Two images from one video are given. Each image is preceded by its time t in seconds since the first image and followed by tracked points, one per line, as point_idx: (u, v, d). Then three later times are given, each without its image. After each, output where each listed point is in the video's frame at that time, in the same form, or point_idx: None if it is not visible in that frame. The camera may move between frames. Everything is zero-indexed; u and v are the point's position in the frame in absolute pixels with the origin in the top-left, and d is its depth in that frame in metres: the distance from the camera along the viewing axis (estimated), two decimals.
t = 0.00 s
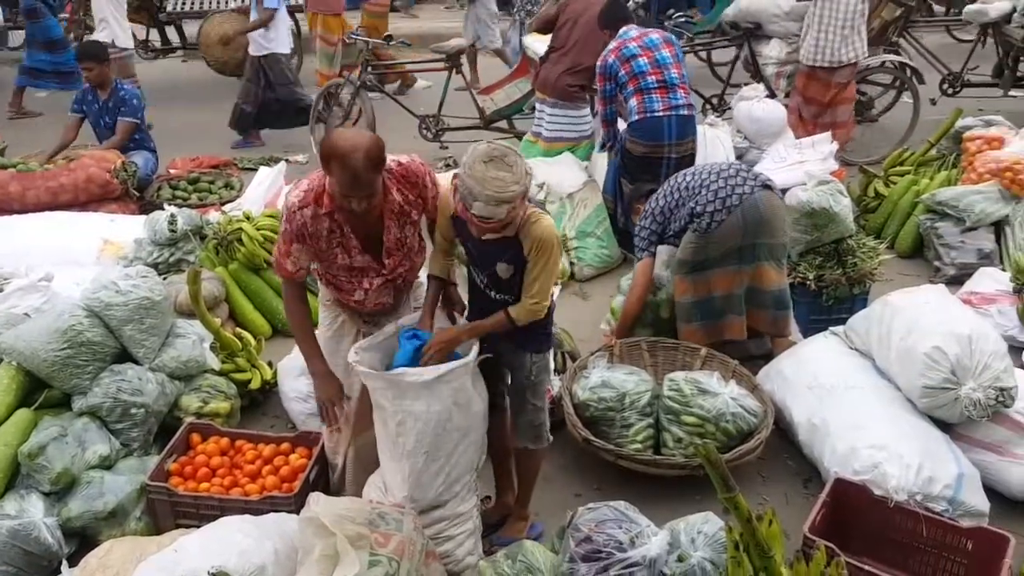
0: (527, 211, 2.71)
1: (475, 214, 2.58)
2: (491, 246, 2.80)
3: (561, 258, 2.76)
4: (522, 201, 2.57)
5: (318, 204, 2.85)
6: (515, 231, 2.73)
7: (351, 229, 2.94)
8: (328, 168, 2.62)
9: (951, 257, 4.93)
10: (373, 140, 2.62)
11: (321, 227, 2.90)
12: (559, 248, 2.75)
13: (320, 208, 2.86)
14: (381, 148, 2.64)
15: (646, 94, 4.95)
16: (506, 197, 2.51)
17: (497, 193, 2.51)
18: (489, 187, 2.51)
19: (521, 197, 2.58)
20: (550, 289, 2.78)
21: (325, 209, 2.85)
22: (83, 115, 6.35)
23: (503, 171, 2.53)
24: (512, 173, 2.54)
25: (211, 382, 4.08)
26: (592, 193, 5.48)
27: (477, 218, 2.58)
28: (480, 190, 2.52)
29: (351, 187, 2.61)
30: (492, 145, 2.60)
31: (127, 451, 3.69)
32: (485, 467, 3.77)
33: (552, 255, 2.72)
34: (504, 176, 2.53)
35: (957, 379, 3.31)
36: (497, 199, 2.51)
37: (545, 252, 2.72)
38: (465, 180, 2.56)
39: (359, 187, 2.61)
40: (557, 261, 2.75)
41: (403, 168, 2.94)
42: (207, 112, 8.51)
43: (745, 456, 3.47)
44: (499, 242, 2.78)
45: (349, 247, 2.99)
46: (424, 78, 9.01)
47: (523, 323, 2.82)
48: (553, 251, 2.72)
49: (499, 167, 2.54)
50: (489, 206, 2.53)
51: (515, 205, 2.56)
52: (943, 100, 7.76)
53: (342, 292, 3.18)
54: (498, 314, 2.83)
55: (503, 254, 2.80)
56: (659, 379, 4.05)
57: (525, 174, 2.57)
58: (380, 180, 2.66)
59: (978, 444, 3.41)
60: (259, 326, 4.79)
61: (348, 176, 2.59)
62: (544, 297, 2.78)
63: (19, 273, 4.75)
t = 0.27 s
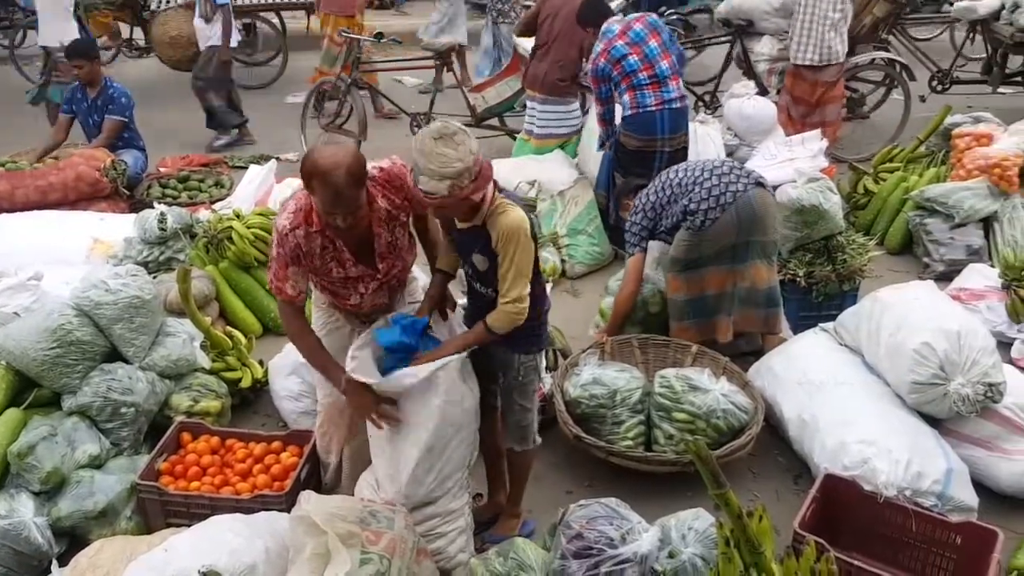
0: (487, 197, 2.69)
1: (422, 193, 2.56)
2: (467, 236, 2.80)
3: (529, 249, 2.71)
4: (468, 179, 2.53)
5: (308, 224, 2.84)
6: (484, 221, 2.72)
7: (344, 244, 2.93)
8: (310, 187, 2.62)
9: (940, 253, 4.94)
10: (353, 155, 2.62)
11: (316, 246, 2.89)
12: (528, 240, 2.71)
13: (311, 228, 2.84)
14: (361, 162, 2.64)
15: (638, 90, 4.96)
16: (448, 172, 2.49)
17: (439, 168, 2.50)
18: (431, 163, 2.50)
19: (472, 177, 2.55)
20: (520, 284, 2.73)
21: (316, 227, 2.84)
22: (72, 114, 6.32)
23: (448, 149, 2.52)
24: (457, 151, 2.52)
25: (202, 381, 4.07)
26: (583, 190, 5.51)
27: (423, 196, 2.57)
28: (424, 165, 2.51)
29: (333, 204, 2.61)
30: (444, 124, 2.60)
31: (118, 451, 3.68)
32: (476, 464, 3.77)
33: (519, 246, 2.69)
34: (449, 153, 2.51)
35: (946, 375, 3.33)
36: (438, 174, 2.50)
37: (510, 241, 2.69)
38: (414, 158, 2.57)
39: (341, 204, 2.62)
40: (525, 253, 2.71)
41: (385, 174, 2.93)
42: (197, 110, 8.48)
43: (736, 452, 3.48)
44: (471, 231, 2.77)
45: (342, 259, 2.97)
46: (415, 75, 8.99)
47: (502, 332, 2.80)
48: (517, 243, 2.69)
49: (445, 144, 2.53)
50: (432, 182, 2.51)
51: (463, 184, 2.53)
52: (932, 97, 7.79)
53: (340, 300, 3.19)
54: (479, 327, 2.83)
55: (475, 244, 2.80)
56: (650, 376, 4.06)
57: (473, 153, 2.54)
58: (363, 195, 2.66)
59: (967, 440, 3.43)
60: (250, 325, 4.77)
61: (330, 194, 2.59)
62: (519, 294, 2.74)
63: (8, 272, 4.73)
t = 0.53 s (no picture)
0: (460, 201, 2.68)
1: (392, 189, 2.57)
2: (446, 243, 2.80)
3: (501, 259, 2.68)
4: (436, 177, 2.54)
5: (295, 236, 2.88)
6: (459, 227, 2.71)
7: (331, 253, 2.96)
8: (289, 203, 2.68)
9: (928, 252, 4.96)
10: (332, 173, 2.66)
11: (303, 256, 2.93)
12: (500, 250, 2.68)
13: (297, 238, 2.89)
14: (341, 179, 2.67)
15: (627, 87, 5.04)
16: (415, 167, 2.51)
17: (406, 163, 2.51)
18: (401, 157, 2.52)
19: (440, 174, 2.56)
20: (494, 292, 2.71)
21: (302, 238, 2.89)
22: (62, 113, 6.30)
23: (418, 145, 2.54)
24: (427, 147, 2.54)
25: (191, 382, 4.05)
26: (573, 190, 5.51)
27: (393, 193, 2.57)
28: (393, 161, 2.53)
29: (311, 221, 2.68)
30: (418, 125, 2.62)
31: (107, 452, 3.66)
32: (467, 465, 3.76)
33: (490, 254, 2.66)
34: (417, 149, 2.53)
35: (934, 373, 3.35)
36: (406, 167, 2.50)
37: (481, 247, 2.66)
38: (386, 155, 2.59)
39: (318, 221, 2.68)
40: (498, 262, 2.68)
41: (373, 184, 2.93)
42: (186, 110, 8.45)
43: (725, 451, 3.49)
44: (449, 237, 2.76)
45: (329, 268, 3.00)
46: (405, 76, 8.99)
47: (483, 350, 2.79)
48: (487, 252, 2.66)
49: (416, 141, 2.55)
50: (399, 176, 2.52)
51: (431, 182, 2.54)
52: (920, 97, 7.84)
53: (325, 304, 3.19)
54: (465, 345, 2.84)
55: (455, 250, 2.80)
56: (640, 375, 4.07)
57: (442, 152, 2.55)
58: (343, 211, 2.71)
59: (955, 438, 3.44)
60: (240, 325, 4.76)
61: (307, 212, 2.65)
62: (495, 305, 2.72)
63: None
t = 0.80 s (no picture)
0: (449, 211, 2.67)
1: (382, 202, 2.56)
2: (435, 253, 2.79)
3: (493, 268, 2.70)
4: (428, 189, 2.53)
5: (277, 247, 2.91)
6: (448, 239, 2.72)
7: (311, 267, 2.96)
8: (271, 221, 2.68)
9: (916, 251, 4.98)
10: (315, 192, 2.66)
11: (283, 268, 2.94)
12: (492, 260, 2.69)
13: (279, 250, 2.91)
14: (323, 198, 2.67)
15: (607, 82, 5.06)
16: (406, 179, 2.49)
17: (398, 175, 2.50)
18: (391, 170, 2.50)
19: (432, 187, 2.55)
20: (487, 300, 2.72)
21: (284, 251, 2.90)
22: (52, 113, 6.26)
23: (408, 157, 2.52)
24: (416, 158, 2.53)
25: (179, 381, 4.03)
26: (563, 188, 5.51)
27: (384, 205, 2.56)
28: (384, 174, 2.51)
29: (292, 239, 2.67)
30: (405, 137, 2.61)
31: (94, 453, 3.65)
32: (456, 464, 3.76)
33: (482, 265, 2.67)
34: (407, 161, 2.52)
35: (920, 371, 3.37)
36: (397, 181, 2.49)
37: (473, 257, 2.67)
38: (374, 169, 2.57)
39: (299, 239, 2.67)
40: (489, 272, 2.69)
41: (359, 206, 2.95)
42: (175, 109, 8.41)
43: (714, 449, 3.50)
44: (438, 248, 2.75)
45: (308, 281, 2.99)
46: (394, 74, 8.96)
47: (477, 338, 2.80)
48: (482, 261, 2.67)
49: (405, 153, 2.54)
50: (391, 189, 2.50)
51: (424, 194, 2.53)
52: (908, 96, 7.87)
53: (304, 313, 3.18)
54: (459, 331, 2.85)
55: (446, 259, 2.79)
56: (629, 374, 4.08)
57: (432, 164, 2.54)
58: (324, 231, 2.70)
59: (941, 435, 3.46)
60: (229, 325, 4.74)
61: (289, 231, 2.64)
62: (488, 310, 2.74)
63: None
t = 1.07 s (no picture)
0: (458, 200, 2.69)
1: (393, 192, 2.59)
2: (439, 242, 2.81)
3: (497, 255, 2.70)
4: (441, 177, 2.57)
5: (269, 264, 2.88)
6: (452, 226, 2.72)
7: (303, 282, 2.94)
8: (266, 243, 2.66)
9: (906, 249, 5.01)
10: (310, 215, 2.65)
11: (275, 284, 2.90)
12: (496, 249, 2.70)
13: (272, 268, 2.88)
14: (318, 221, 2.67)
15: (597, 78, 5.07)
16: (420, 168, 2.52)
17: (411, 165, 2.52)
18: (404, 160, 2.53)
19: (443, 172, 2.57)
20: (491, 287, 2.73)
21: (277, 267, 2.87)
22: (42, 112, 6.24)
23: (419, 146, 2.55)
24: (428, 146, 2.56)
25: (170, 382, 4.01)
26: (555, 188, 5.53)
27: (395, 193, 2.59)
28: (397, 163, 2.54)
29: (288, 261, 2.65)
30: (414, 124, 2.64)
31: (84, 453, 3.63)
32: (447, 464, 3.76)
33: (486, 254, 2.68)
34: (419, 149, 2.54)
35: (910, 369, 3.38)
36: (410, 169, 2.52)
37: (478, 245, 2.67)
38: (384, 158, 2.60)
39: (296, 261, 2.66)
40: (493, 259, 2.70)
41: (352, 223, 2.96)
42: (166, 108, 8.39)
43: (704, 448, 3.50)
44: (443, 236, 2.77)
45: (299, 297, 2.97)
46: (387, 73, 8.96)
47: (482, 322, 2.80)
48: (488, 250, 2.68)
49: (416, 142, 2.57)
50: (405, 178, 2.54)
51: (437, 181, 2.56)
52: (899, 95, 7.90)
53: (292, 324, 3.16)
54: (461, 313, 2.83)
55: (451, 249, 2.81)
56: (620, 373, 4.08)
57: (444, 152, 2.58)
58: (319, 252, 2.69)
59: (930, 433, 3.47)
60: (219, 324, 4.71)
61: (285, 253, 2.62)
62: (493, 296, 2.74)
63: None
